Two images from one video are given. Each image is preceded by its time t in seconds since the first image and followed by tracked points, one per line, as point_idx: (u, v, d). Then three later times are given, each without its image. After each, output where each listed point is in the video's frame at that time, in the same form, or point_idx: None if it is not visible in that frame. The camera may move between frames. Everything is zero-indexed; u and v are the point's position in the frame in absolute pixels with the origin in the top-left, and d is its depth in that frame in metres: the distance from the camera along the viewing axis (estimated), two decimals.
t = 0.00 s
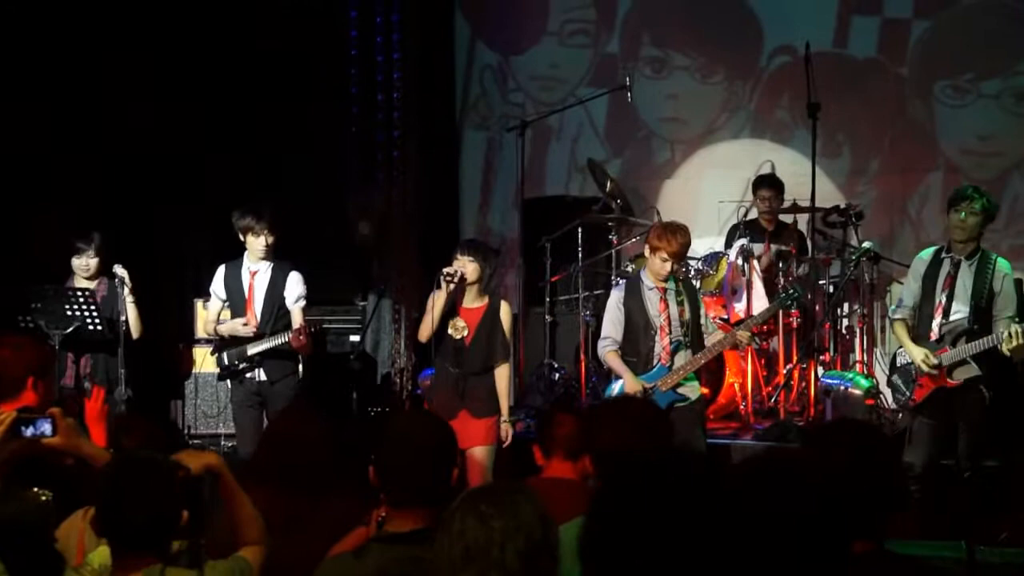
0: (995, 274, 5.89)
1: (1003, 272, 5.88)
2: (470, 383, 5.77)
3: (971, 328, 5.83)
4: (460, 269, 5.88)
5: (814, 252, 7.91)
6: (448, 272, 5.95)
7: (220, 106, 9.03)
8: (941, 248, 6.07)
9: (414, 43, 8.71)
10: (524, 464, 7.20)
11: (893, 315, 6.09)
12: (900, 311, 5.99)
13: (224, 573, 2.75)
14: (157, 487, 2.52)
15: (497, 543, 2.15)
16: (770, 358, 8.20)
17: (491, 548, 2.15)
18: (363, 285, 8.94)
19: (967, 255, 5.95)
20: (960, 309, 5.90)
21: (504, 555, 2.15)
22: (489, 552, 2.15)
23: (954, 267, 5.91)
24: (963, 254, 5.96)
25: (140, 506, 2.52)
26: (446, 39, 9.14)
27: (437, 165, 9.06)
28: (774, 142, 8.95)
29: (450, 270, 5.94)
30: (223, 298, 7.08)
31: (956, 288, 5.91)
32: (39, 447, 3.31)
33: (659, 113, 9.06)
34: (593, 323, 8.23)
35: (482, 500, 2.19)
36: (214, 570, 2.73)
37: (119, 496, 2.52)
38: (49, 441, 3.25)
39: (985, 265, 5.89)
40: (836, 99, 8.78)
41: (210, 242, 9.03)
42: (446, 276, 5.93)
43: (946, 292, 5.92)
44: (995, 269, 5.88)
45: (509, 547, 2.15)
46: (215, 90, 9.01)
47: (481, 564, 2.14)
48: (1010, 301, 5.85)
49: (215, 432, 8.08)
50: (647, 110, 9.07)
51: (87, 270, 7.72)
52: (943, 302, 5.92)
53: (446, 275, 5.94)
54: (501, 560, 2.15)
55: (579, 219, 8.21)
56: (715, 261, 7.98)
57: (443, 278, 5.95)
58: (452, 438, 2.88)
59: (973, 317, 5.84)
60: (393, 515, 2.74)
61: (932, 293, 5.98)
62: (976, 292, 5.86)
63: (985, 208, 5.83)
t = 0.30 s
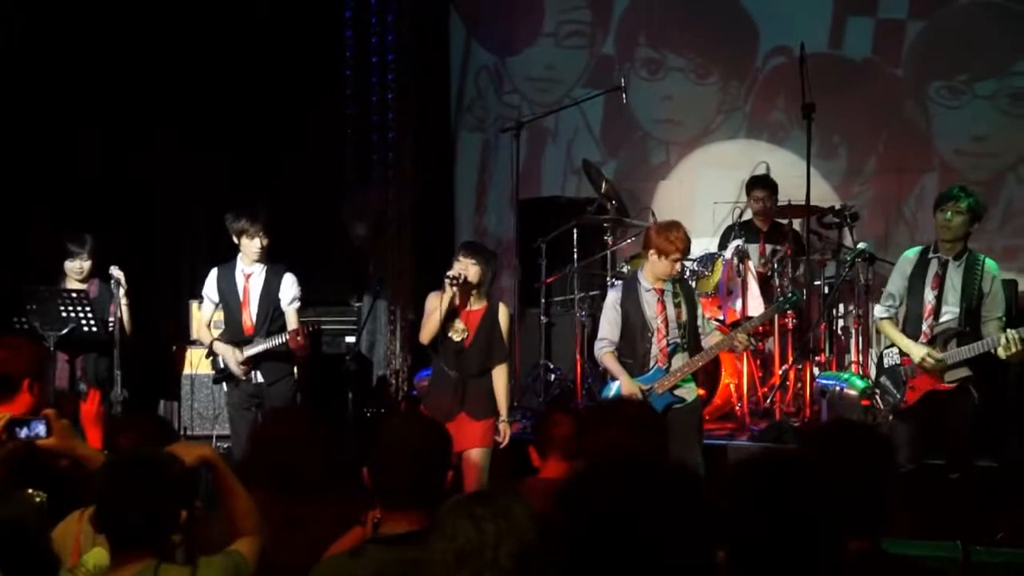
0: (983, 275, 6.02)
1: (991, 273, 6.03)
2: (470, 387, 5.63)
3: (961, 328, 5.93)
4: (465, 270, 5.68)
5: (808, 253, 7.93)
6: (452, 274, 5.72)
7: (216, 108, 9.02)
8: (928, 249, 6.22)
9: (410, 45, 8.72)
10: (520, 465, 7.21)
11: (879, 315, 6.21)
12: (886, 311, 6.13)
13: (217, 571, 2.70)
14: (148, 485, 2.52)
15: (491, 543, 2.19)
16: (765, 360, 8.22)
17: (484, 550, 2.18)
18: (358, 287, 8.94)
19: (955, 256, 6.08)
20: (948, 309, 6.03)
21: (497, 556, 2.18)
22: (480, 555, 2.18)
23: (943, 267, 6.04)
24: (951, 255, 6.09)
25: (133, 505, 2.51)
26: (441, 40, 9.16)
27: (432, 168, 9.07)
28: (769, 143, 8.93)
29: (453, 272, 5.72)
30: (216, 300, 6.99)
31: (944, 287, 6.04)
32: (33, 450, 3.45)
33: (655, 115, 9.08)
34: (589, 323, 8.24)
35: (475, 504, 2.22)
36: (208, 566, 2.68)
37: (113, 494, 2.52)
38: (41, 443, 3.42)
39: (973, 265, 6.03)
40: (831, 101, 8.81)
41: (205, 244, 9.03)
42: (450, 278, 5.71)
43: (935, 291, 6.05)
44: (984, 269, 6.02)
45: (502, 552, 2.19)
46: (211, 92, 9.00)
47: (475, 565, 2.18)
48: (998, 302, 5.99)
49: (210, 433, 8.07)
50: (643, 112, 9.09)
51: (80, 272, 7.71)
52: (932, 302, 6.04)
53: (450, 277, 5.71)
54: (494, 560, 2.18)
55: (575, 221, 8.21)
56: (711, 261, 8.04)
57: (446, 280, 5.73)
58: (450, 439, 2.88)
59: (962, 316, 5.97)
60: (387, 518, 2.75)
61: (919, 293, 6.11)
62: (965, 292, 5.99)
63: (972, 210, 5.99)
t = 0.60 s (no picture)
0: (962, 273, 5.95)
1: (969, 271, 5.97)
2: (477, 378, 5.53)
3: (943, 327, 5.89)
4: (473, 260, 5.58)
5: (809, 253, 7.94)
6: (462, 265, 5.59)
7: (218, 108, 9.03)
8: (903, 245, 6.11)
9: (411, 45, 8.72)
10: (521, 465, 7.21)
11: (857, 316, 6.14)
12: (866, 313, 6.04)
13: (218, 571, 2.70)
14: (151, 484, 2.52)
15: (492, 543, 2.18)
16: (766, 360, 8.23)
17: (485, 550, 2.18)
18: (359, 286, 8.95)
19: (932, 254, 6.00)
20: (929, 307, 5.97)
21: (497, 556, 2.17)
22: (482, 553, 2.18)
23: (922, 267, 5.96)
24: (927, 252, 6.00)
25: (135, 505, 2.51)
26: (442, 40, 9.14)
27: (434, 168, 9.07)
28: (772, 143, 8.93)
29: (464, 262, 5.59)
30: (226, 299, 7.05)
31: (924, 286, 5.97)
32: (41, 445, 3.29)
33: (656, 114, 9.08)
34: (590, 322, 8.24)
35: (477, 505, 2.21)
36: (208, 567, 2.69)
37: (114, 494, 2.53)
38: (43, 441, 3.23)
39: (951, 264, 5.95)
40: (832, 101, 8.81)
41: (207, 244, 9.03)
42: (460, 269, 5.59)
43: (915, 291, 5.98)
44: (961, 267, 5.95)
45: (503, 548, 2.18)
46: (213, 92, 9.01)
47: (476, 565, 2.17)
48: (978, 299, 5.95)
49: (212, 433, 8.09)
50: (644, 111, 9.09)
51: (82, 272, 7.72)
52: (912, 302, 5.98)
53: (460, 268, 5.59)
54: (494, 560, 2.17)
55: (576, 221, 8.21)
56: (712, 260, 8.05)
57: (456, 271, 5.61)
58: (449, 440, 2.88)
59: (943, 315, 5.92)
60: (386, 518, 2.75)
61: (899, 292, 6.03)
62: (945, 291, 5.93)
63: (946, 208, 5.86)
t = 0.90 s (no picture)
0: (939, 271, 5.84)
1: (946, 269, 5.86)
2: (491, 376, 5.47)
3: (922, 324, 5.78)
4: (483, 258, 5.56)
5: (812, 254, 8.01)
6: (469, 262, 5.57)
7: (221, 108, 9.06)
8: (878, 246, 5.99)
9: (414, 45, 8.72)
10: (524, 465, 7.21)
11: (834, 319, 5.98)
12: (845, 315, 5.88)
13: (221, 572, 2.70)
14: (154, 484, 2.52)
15: (501, 544, 2.20)
16: (769, 359, 8.23)
17: (494, 550, 2.20)
18: (361, 287, 8.96)
19: (909, 253, 5.89)
20: (906, 306, 5.84)
21: (506, 555, 2.20)
22: (494, 554, 2.19)
23: (901, 265, 5.83)
24: (904, 253, 5.89)
25: (138, 505, 2.51)
26: (444, 40, 9.13)
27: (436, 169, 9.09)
28: (775, 143, 8.94)
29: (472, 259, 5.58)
30: (240, 300, 6.97)
31: (902, 285, 5.84)
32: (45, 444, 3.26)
33: (660, 114, 9.08)
34: (592, 323, 8.24)
35: (486, 505, 2.23)
36: (211, 568, 2.68)
37: (116, 494, 2.53)
38: (47, 441, 3.21)
39: (929, 262, 5.83)
40: (835, 101, 8.80)
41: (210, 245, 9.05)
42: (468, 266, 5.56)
43: (894, 290, 5.83)
44: (939, 266, 5.84)
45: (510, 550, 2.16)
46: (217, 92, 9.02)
47: (484, 565, 2.19)
48: (955, 295, 5.85)
49: (215, 432, 8.07)
50: (647, 111, 9.09)
51: (90, 270, 7.71)
52: (893, 301, 5.83)
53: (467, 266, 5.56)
54: (503, 560, 2.20)
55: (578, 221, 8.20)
56: (715, 261, 8.07)
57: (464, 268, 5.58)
58: (450, 439, 2.88)
59: (922, 312, 5.79)
60: (386, 518, 2.75)
61: (878, 292, 5.87)
62: (924, 287, 5.80)
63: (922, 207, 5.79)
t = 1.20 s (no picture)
0: (923, 268, 5.97)
1: (931, 266, 5.98)
2: (502, 375, 5.47)
3: (907, 321, 5.90)
4: (487, 260, 5.56)
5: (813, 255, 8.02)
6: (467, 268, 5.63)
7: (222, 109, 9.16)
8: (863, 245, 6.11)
9: (415, 45, 8.74)
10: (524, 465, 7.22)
11: (822, 319, 6.11)
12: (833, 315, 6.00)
13: (221, 572, 2.70)
14: (157, 481, 2.52)
15: (495, 543, 2.15)
16: (770, 360, 8.24)
17: (489, 549, 2.15)
18: (361, 287, 8.98)
19: (894, 251, 6.02)
20: (892, 303, 5.96)
21: (500, 555, 2.14)
22: (484, 553, 2.15)
23: (885, 264, 5.96)
24: (889, 250, 6.01)
25: (138, 505, 2.51)
26: (444, 40, 9.18)
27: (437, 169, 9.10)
28: (777, 143, 8.92)
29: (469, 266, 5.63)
30: (247, 299, 7.01)
31: (887, 283, 5.96)
32: (45, 445, 3.27)
33: (661, 115, 9.09)
34: (593, 322, 8.24)
35: (482, 505, 2.19)
36: (211, 569, 2.68)
37: (116, 494, 2.53)
38: (50, 441, 3.21)
39: (913, 259, 5.97)
40: (836, 101, 8.81)
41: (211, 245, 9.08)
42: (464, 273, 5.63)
43: (879, 289, 5.96)
44: (923, 263, 5.96)
45: (505, 549, 2.14)
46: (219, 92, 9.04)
47: (479, 565, 2.14)
48: (940, 291, 5.97)
49: (216, 432, 8.08)
50: (648, 112, 9.10)
51: (96, 271, 7.66)
52: (880, 302, 5.97)
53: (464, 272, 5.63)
54: (497, 560, 2.14)
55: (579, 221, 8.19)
56: (716, 261, 8.10)
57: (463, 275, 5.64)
58: (450, 439, 2.89)
59: (907, 308, 5.91)
60: (386, 519, 2.75)
61: (864, 291, 6.01)
62: (908, 285, 5.92)
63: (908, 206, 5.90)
